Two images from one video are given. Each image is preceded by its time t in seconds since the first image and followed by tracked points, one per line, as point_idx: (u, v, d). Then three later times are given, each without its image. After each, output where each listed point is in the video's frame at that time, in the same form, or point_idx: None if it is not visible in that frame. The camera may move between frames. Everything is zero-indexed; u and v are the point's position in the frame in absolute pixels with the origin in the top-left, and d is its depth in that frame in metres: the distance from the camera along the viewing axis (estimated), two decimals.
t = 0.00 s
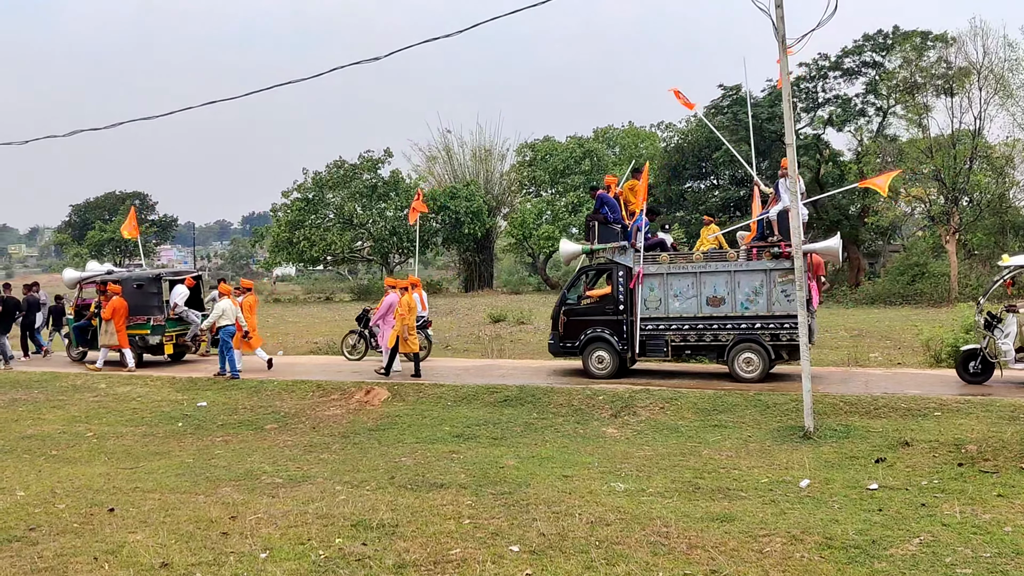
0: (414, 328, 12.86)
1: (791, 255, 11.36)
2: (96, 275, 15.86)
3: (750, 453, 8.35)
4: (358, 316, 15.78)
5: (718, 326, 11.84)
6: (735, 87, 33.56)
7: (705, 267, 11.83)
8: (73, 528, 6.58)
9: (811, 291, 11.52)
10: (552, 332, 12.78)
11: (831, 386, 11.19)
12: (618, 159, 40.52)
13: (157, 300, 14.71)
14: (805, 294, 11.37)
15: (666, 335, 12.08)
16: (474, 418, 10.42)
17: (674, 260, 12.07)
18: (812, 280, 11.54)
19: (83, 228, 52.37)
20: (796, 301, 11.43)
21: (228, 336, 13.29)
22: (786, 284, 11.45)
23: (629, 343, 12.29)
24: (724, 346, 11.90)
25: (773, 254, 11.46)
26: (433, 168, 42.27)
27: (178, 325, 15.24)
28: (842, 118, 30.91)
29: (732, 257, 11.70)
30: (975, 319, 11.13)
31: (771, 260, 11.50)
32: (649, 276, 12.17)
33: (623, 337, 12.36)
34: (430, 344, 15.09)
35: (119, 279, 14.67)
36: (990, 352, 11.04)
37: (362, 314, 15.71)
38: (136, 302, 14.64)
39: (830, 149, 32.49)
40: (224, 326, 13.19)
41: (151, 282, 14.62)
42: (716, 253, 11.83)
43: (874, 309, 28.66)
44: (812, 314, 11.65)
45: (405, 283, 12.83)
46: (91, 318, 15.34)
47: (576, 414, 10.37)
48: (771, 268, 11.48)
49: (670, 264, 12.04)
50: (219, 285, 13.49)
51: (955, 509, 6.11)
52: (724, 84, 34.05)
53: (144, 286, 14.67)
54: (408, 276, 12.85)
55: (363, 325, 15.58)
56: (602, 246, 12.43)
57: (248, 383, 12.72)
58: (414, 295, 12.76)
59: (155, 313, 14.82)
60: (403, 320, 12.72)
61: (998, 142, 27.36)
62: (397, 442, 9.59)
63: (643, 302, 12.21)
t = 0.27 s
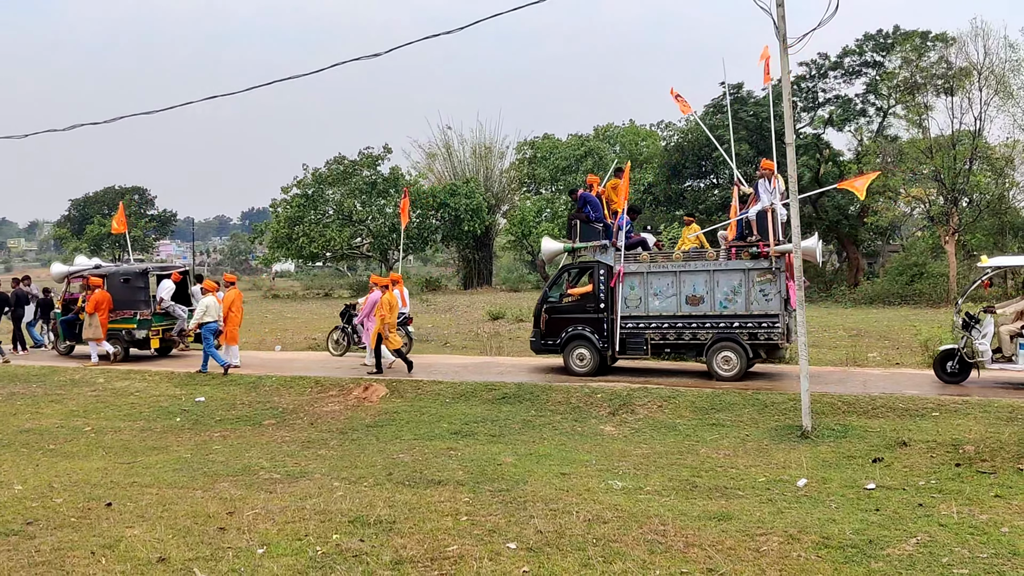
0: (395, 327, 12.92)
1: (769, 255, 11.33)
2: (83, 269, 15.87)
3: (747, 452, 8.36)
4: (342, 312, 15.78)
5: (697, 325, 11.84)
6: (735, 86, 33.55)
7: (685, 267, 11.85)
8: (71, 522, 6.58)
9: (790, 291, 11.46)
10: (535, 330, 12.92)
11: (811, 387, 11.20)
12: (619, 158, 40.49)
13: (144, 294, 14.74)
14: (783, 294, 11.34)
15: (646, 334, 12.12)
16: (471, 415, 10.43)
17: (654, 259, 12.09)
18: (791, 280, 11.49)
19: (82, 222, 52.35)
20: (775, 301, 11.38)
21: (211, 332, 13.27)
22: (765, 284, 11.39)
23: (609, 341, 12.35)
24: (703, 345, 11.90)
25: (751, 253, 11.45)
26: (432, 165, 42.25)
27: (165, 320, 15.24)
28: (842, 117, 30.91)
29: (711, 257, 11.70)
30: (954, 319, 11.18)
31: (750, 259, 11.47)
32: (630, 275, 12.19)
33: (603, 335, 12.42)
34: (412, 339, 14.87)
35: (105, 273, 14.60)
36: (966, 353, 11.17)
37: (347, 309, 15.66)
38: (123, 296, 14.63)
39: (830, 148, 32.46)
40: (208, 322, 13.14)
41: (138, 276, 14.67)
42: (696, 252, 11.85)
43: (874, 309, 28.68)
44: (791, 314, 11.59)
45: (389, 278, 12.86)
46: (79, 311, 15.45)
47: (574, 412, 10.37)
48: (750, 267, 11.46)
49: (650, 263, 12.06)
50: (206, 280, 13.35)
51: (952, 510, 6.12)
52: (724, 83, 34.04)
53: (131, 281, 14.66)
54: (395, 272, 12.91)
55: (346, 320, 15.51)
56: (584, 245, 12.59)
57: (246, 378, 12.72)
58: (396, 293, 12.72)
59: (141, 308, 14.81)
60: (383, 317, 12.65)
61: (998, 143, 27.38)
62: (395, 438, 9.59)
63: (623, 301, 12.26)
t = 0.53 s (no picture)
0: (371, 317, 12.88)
1: (739, 245, 11.37)
2: (60, 256, 15.73)
3: (736, 441, 8.40)
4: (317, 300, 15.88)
5: (668, 314, 11.90)
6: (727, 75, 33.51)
7: (657, 256, 11.86)
8: (61, 510, 6.55)
9: (759, 281, 11.55)
10: (509, 318, 12.92)
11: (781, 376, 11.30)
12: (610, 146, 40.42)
13: (121, 281, 14.65)
14: (753, 284, 11.42)
15: (618, 322, 12.16)
16: (462, 403, 10.43)
17: (626, 248, 12.09)
18: (761, 270, 11.57)
19: (71, 209, 51.96)
20: (744, 290, 11.47)
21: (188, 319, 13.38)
22: (735, 274, 11.46)
23: (581, 329, 12.37)
24: (673, 334, 11.97)
25: (722, 243, 11.50)
26: (423, 154, 42.09)
27: (142, 307, 15.05)
28: (832, 107, 30.94)
29: (682, 246, 11.73)
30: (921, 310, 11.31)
31: (720, 249, 11.51)
32: (603, 264, 12.19)
33: (576, 323, 12.44)
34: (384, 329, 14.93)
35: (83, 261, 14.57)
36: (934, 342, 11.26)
37: (321, 297, 15.73)
38: (100, 283, 14.57)
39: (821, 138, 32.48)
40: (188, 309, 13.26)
41: (116, 264, 14.56)
42: (668, 242, 11.87)
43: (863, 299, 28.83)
44: (761, 304, 11.69)
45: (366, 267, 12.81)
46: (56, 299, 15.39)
47: (565, 401, 10.39)
48: (720, 257, 11.51)
49: (623, 253, 12.07)
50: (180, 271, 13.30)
51: (940, 498, 6.16)
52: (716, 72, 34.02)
53: (109, 268, 14.58)
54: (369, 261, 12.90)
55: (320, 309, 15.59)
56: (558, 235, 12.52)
57: (236, 366, 12.67)
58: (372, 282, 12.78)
59: (119, 295, 14.73)
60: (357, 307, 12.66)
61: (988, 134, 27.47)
62: (385, 427, 9.58)
63: (596, 290, 12.27)
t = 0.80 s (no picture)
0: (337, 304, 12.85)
1: (702, 230, 11.41)
2: (26, 243, 15.46)
3: (718, 425, 8.44)
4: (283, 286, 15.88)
5: (632, 299, 11.96)
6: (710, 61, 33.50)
7: (622, 242, 11.86)
8: (42, 497, 6.47)
9: (722, 266, 11.63)
10: (476, 304, 12.93)
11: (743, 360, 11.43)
12: (594, 132, 40.33)
13: (89, 268, 14.55)
14: (716, 269, 11.51)
15: (583, 308, 12.20)
16: (445, 389, 10.41)
17: (592, 234, 12.06)
18: (723, 256, 11.63)
19: (50, 195, 51.19)
20: (707, 276, 11.56)
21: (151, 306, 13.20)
22: (698, 259, 11.54)
23: (548, 315, 12.40)
24: (638, 319, 12.05)
25: (684, 230, 11.53)
26: (406, 139, 41.82)
27: (111, 294, 14.94)
28: (815, 92, 31.05)
29: (646, 232, 11.74)
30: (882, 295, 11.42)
31: (683, 236, 11.57)
32: (568, 250, 12.16)
33: (543, 309, 12.47)
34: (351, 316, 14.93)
35: (50, 248, 14.38)
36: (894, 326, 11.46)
37: (287, 284, 15.67)
38: (68, 269, 14.42)
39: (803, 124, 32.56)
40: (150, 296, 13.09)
41: (83, 250, 14.42)
42: (632, 227, 11.87)
43: (844, 284, 29.06)
44: (723, 288, 11.79)
45: (332, 256, 12.73)
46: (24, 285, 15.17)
47: (548, 386, 10.39)
48: (683, 243, 11.57)
49: (588, 239, 12.04)
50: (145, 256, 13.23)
51: (920, 481, 6.23)
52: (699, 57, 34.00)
53: (77, 255, 14.44)
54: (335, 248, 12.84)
55: (286, 296, 15.53)
56: (524, 221, 12.56)
57: (219, 352, 12.56)
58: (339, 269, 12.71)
59: (87, 282, 14.61)
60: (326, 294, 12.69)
61: (968, 120, 27.67)
62: (369, 413, 9.54)
63: (562, 276, 12.26)
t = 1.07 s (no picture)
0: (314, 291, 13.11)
1: (668, 219, 11.55)
2: None
3: (704, 412, 8.47)
4: (250, 276, 15.81)
5: (600, 287, 12.07)
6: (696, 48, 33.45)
7: (589, 231, 11.94)
8: (26, 489, 6.39)
9: (687, 254, 11.81)
10: (446, 293, 12.95)
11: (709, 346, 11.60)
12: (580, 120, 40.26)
13: (61, 258, 14.26)
14: (681, 257, 11.67)
15: (552, 296, 12.28)
16: (432, 378, 10.38)
17: (559, 223, 12.12)
18: (688, 243, 11.82)
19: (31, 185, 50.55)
20: (673, 263, 11.71)
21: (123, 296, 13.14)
22: (664, 248, 11.68)
23: (517, 303, 12.46)
24: (605, 307, 12.16)
25: (650, 218, 11.66)
26: (391, 128, 41.54)
27: (85, 284, 14.72)
28: (799, 80, 31.11)
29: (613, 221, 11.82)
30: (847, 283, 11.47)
31: (649, 224, 11.68)
32: (536, 239, 12.19)
33: (512, 297, 12.54)
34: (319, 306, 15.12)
35: (22, 238, 14.26)
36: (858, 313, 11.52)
37: (256, 274, 15.64)
38: (40, 260, 14.25)
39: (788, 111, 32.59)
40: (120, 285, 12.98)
41: (55, 240, 14.15)
42: (598, 216, 11.95)
43: (829, 271, 29.24)
44: (688, 276, 11.97)
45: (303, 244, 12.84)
46: None
47: (535, 374, 10.39)
48: (649, 232, 11.70)
49: (556, 228, 12.10)
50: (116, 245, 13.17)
51: (903, 466, 6.27)
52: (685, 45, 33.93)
53: (48, 245, 14.25)
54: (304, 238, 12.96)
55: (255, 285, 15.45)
56: (492, 210, 12.50)
57: (204, 343, 12.47)
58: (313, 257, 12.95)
59: (59, 273, 14.35)
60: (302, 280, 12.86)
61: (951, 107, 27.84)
62: (356, 402, 9.50)
63: (530, 264, 12.31)
